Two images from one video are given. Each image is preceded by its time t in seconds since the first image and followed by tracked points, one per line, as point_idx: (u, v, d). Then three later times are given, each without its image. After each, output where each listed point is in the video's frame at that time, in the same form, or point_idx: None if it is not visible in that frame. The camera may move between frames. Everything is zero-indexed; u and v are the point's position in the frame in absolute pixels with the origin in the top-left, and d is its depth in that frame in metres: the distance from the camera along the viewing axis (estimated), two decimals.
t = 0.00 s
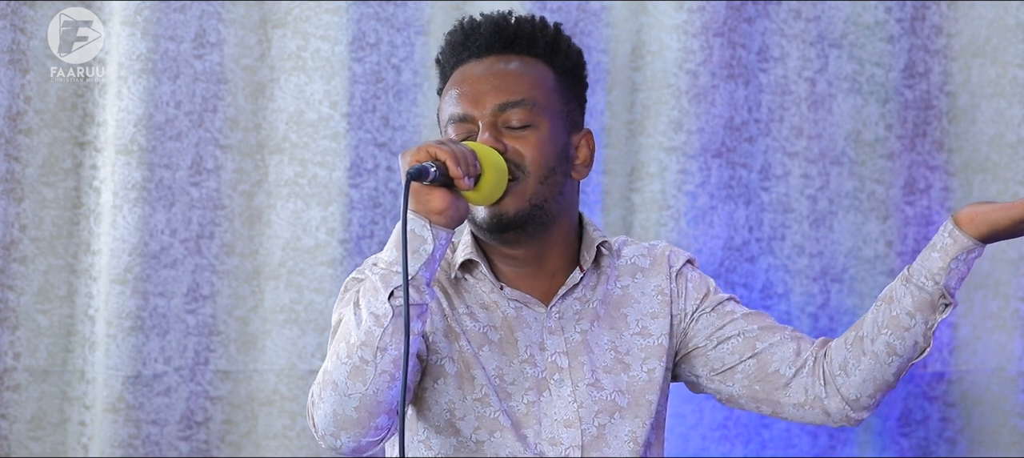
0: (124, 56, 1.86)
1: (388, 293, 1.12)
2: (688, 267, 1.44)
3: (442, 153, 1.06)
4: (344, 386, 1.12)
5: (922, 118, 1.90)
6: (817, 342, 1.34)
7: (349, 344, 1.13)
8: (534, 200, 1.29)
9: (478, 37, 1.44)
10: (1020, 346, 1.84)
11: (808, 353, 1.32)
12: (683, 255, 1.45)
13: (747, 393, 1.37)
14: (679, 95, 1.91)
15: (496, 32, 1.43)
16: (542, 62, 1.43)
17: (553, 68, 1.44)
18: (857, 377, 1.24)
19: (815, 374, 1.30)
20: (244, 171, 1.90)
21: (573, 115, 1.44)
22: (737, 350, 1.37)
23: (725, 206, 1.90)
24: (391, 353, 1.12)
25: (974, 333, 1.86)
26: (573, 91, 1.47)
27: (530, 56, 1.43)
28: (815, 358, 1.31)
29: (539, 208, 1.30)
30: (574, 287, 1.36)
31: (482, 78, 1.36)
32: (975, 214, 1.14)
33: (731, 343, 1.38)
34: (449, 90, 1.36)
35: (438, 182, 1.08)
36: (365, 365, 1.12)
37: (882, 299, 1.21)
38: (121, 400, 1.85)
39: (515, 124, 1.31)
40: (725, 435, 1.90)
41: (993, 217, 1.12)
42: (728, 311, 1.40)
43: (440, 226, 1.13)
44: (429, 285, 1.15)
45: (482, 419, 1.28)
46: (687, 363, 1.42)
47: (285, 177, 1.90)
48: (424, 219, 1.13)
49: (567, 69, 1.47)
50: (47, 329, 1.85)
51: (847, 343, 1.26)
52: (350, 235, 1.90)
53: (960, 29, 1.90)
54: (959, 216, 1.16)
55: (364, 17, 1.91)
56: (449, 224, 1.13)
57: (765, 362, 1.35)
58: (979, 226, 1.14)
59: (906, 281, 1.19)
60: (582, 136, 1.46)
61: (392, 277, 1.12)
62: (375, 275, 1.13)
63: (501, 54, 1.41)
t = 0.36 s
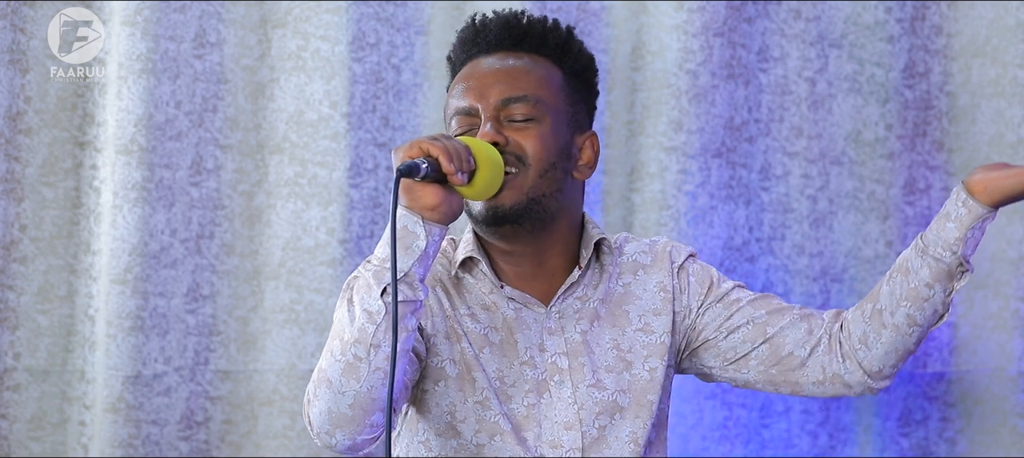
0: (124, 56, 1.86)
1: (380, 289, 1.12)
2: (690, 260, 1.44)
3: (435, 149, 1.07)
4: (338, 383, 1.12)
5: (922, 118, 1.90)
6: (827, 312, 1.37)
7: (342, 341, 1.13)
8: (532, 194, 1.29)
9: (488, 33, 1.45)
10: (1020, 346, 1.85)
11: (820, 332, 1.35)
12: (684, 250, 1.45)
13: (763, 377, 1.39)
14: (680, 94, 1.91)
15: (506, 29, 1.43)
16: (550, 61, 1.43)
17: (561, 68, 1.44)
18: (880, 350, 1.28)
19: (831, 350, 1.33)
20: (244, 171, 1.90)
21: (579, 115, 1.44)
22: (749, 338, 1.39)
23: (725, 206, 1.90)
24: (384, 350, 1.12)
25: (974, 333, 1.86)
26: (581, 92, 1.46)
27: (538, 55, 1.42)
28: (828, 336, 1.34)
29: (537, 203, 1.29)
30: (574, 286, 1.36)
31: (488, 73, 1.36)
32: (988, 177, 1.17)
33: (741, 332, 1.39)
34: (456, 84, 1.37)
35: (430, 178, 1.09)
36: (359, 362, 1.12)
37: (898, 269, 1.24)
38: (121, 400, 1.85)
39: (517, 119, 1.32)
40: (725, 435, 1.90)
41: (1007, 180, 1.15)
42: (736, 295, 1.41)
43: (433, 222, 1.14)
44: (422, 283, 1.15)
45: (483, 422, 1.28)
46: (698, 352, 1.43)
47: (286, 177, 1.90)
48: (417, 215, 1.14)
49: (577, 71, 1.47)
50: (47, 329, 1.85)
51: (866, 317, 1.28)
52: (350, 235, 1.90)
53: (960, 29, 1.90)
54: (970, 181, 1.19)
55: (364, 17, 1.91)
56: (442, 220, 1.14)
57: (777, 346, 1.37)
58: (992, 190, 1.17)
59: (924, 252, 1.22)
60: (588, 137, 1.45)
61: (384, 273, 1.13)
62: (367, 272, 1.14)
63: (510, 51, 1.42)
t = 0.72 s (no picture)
0: (124, 56, 1.86)
1: (387, 282, 1.12)
2: (688, 254, 1.44)
3: (439, 141, 1.07)
4: (345, 378, 1.12)
5: (922, 118, 1.89)
6: (826, 290, 1.37)
7: (349, 336, 1.12)
8: (533, 189, 1.29)
9: (485, 31, 1.45)
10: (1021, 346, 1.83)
11: (823, 314, 1.34)
12: (682, 243, 1.45)
13: (772, 362, 1.39)
14: (680, 95, 1.91)
15: (502, 27, 1.44)
16: (547, 58, 1.44)
17: (558, 65, 1.45)
18: (889, 325, 1.27)
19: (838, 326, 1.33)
20: (244, 171, 1.90)
21: (576, 112, 1.44)
22: (754, 325, 1.38)
23: (726, 206, 1.90)
24: (392, 344, 1.12)
25: (974, 333, 1.85)
26: (577, 89, 1.47)
27: (535, 52, 1.43)
28: (833, 315, 1.34)
29: (538, 198, 1.29)
30: (574, 284, 1.36)
31: (487, 70, 1.37)
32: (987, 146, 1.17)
33: (745, 320, 1.39)
34: (454, 81, 1.37)
35: (435, 171, 1.09)
36: (366, 356, 1.11)
37: (902, 245, 1.24)
38: (121, 400, 1.85)
39: (517, 114, 1.32)
40: (725, 435, 1.91)
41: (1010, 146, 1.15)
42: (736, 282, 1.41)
43: (439, 215, 1.14)
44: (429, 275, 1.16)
45: (487, 423, 1.28)
46: (703, 343, 1.43)
47: (286, 177, 1.90)
48: (422, 208, 1.13)
49: (572, 69, 1.48)
50: (47, 329, 1.85)
51: (871, 293, 1.28)
52: (350, 235, 1.90)
53: (960, 29, 1.89)
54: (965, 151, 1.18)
55: (364, 18, 1.91)
56: (448, 213, 1.14)
57: (783, 331, 1.37)
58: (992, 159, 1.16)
59: (929, 229, 1.21)
60: (585, 135, 1.46)
61: (391, 266, 1.13)
62: (373, 265, 1.14)
63: (506, 48, 1.42)
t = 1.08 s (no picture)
0: (124, 56, 1.86)
1: (391, 283, 1.11)
2: (684, 250, 1.41)
3: (440, 141, 1.06)
4: (349, 380, 1.10)
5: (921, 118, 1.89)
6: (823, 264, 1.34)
7: (352, 337, 1.11)
8: (534, 191, 1.27)
9: (469, 34, 1.42)
10: (1021, 346, 1.83)
11: (823, 287, 1.31)
12: (677, 241, 1.42)
13: (778, 342, 1.35)
14: (680, 94, 1.91)
15: (487, 28, 1.41)
16: (535, 58, 1.41)
17: (546, 63, 1.42)
18: (894, 287, 1.24)
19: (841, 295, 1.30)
20: (244, 171, 1.90)
21: (567, 108, 1.42)
22: (755, 307, 1.35)
23: (726, 206, 1.90)
24: (396, 345, 1.10)
25: (974, 333, 1.85)
26: (567, 85, 1.44)
27: (523, 51, 1.41)
28: (834, 287, 1.30)
29: (540, 200, 1.28)
30: (577, 283, 1.34)
31: (476, 73, 1.34)
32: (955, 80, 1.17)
33: (746, 304, 1.36)
34: (444, 87, 1.34)
35: (437, 171, 1.08)
36: (370, 358, 1.10)
37: (894, 208, 1.22)
38: (121, 400, 1.85)
39: (512, 117, 1.29)
40: (725, 435, 1.91)
41: (979, 79, 1.16)
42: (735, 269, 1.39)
43: (441, 215, 1.13)
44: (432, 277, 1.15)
45: (490, 419, 1.26)
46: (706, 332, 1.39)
47: (286, 177, 1.90)
48: (424, 208, 1.12)
49: (560, 64, 1.45)
50: (47, 329, 1.85)
51: (870, 260, 1.25)
52: (350, 235, 1.90)
53: (960, 29, 1.88)
54: (933, 88, 1.18)
55: (364, 18, 1.91)
56: (449, 213, 1.13)
57: (786, 310, 1.33)
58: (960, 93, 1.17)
59: (920, 186, 1.20)
60: (579, 130, 1.43)
61: (394, 267, 1.12)
62: (377, 266, 1.13)
63: (494, 50, 1.39)
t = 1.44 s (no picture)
0: (124, 56, 1.86)
1: (399, 310, 1.10)
2: (673, 249, 1.41)
3: (446, 166, 1.05)
4: (359, 405, 1.10)
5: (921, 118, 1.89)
6: (807, 232, 1.28)
7: (361, 362, 1.11)
8: (534, 202, 1.26)
9: (456, 48, 1.39)
10: (1021, 346, 1.83)
11: (804, 257, 1.27)
12: (667, 240, 1.41)
13: (773, 319, 1.33)
14: (679, 94, 1.91)
15: (472, 41, 1.38)
16: (524, 66, 1.38)
17: (536, 71, 1.39)
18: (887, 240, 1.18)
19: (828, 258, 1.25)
20: (244, 171, 1.90)
21: (561, 114, 1.39)
22: (744, 290, 1.33)
23: (726, 205, 1.90)
24: (405, 369, 1.10)
25: (974, 333, 1.85)
26: (558, 89, 1.41)
27: (510, 61, 1.38)
28: (816, 254, 1.26)
29: (541, 210, 1.26)
30: (578, 291, 1.33)
31: (466, 89, 1.31)
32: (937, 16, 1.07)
33: (735, 291, 1.34)
34: (435, 105, 1.32)
35: (444, 196, 1.07)
36: (379, 383, 1.10)
37: (887, 158, 1.14)
38: (121, 400, 1.85)
39: (506, 132, 1.27)
40: (725, 435, 1.91)
41: (960, 16, 1.06)
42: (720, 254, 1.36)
43: (447, 239, 1.12)
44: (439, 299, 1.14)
45: (486, 427, 1.26)
46: (705, 325, 1.38)
47: (286, 177, 1.90)
48: (432, 233, 1.12)
49: (549, 69, 1.41)
50: (47, 329, 1.85)
51: (864, 214, 1.18)
52: (350, 235, 1.90)
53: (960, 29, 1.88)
54: (915, 25, 1.08)
55: (364, 17, 1.91)
56: (455, 237, 1.12)
57: (772, 287, 1.31)
58: (939, 31, 1.07)
59: (916, 133, 1.12)
60: (574, 133, 1.41)
61: (402, 293, 1.11)
62: (385, 291, 1.12)
63: (481, 62, 1.36)
